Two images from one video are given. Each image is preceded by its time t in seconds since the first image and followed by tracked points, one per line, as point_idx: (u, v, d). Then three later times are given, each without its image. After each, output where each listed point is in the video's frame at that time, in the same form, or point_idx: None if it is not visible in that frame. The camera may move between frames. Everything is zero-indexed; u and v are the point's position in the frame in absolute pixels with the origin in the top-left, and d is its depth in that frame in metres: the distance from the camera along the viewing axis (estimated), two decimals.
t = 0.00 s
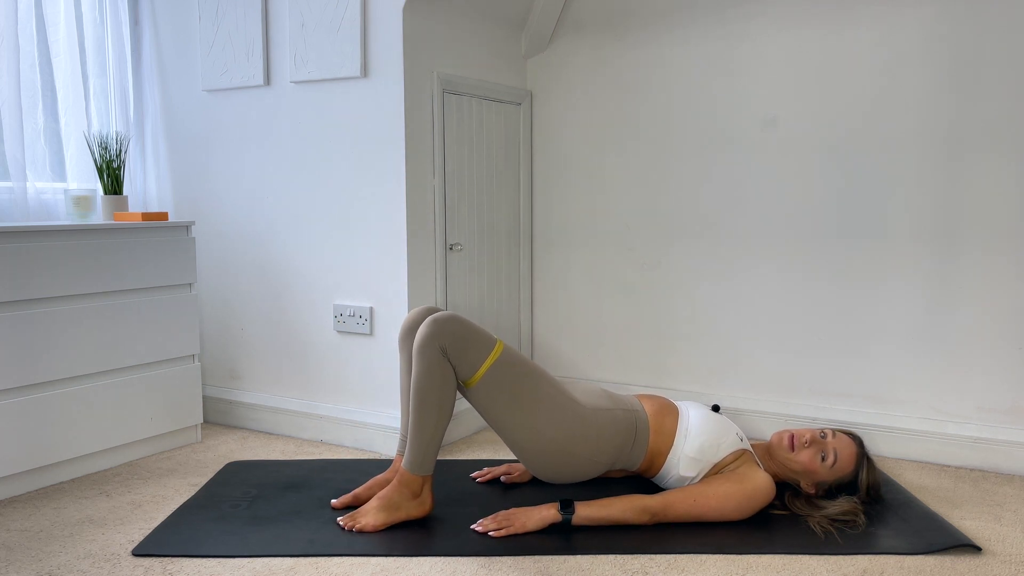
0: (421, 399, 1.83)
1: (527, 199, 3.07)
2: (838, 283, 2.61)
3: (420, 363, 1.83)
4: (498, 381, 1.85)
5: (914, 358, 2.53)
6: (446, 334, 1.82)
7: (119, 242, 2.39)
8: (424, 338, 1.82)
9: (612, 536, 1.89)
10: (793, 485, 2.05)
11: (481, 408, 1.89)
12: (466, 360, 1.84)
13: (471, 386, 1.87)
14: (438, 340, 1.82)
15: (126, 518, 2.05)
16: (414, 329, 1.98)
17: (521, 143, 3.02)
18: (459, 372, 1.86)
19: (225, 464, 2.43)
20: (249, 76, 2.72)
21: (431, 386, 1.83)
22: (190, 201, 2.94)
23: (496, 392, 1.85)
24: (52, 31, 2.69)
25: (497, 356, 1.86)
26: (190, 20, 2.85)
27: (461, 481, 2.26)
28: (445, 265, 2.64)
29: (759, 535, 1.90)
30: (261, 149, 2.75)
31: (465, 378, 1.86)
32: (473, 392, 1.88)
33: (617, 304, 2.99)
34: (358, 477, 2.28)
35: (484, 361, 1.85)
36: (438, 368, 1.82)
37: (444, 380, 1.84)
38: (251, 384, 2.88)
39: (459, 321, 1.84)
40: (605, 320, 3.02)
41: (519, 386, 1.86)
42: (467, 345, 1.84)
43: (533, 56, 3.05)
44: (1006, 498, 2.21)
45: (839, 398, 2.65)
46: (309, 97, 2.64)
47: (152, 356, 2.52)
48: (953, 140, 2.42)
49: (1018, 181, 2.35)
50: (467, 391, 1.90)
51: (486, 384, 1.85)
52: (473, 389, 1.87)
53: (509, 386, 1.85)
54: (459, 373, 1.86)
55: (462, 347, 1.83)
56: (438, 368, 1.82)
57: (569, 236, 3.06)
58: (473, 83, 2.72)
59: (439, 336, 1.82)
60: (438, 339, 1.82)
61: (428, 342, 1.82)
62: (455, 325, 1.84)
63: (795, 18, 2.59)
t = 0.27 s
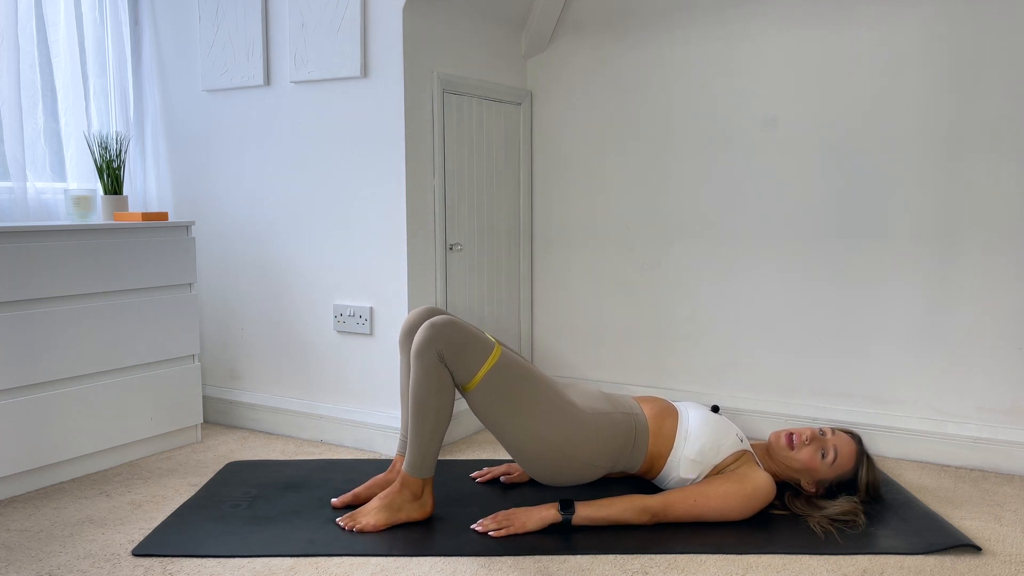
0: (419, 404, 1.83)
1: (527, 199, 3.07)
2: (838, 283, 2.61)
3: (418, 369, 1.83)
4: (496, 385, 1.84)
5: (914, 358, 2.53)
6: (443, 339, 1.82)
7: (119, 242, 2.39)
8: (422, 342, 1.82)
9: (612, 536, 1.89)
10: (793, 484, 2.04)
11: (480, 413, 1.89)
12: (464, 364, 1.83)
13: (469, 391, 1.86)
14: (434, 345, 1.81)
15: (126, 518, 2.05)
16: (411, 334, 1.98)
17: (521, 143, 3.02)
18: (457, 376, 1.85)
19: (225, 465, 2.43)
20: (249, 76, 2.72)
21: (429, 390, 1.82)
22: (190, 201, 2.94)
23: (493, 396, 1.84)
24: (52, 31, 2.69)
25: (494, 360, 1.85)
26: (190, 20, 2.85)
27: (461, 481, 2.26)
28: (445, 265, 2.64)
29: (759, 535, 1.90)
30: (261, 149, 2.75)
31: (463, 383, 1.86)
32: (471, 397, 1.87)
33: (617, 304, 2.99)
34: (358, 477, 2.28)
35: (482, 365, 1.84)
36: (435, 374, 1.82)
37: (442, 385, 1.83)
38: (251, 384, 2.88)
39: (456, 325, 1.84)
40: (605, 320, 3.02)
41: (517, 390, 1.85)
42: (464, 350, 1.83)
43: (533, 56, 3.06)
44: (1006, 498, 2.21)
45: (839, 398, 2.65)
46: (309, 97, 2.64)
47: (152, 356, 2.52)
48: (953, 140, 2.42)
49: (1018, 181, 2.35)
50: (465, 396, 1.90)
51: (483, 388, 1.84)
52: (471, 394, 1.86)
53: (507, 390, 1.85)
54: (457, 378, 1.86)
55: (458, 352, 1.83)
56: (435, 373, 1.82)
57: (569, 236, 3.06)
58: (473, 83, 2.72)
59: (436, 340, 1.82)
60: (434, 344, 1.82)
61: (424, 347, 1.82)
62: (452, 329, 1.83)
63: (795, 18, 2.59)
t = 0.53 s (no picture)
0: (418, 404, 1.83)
1: (527, 199, 3.07)
2: (838, 283, 2.61)
3: (416, 369, 1.83)
4: (494, 385, 1.84)
5: (914, 358, 2.53)
6: (441, 339, 1.82)
7: (119, 242, 2.39)
8: (420, 342, 1.82)
9: (612, 536, 1.89)
10: (798, 479, 2.02)
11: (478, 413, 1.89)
12: (462, 364, 1.83)
13: (467, 391, 1.86)
14: (432, 344, 1.82)
15: (126, 517, 2.05)
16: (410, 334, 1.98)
17: (521, 143, 3.02)
18: (455, 376, 1.85)
19: (225, 464, 2.43)
20: (249, 76, 2.72)
21: (427, 391, 1.83)
22: (190, 201, 2.94)
23: (491, 396, 1.84)
24: (52, 31, 2.69)
25: (492, 359, 1.84)
26: (190, 20, 2.85)
27: (461, 481, 2.26)
28: (445, 265, 2.64)
29: (759, 535, 1.90)
30: (261, 149, 2.75)
31: (461, 383, 1.86)
32: (469, 397, 1.87)
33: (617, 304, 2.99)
34: (358, 477, 2.28)
35: (480, 365, 1.84)
36: (433, 374, 1.82)
37: (440, 385, 1.83)
38: (251, 384, 2.88)
39: (454, 325, 1.83)
40: (605, 320, 3.02)
41: (515, 390, 1.85)
42: (462, 349, 1.83)
43: (533, 56, 3.05)
44: (1006, 498, 2.21)
45: (839, 398, 2.65)
46: (309, 97, 2.64)
47: (152, 356, 2.52)
48: (953, 140, 2.42)
49: (1017, 181, 2.35)
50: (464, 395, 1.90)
51: (481, 388, 1.84)
52: (470, 394, 1.86)
53: (505, 390, 1.84)
54: (455, 378, 1.85)
55: (456, 352, 1.83)
56: (433, 373, 1.82)
57: (569, 236, 3.06)
58: (473, 83, 2.72)
59: (434, 340, 1.82)
60: (432, 343, 1.82)
61: (422, 347, 1.82)
62: (450, 329, 1.83)
63: (795, 18, 2.59)
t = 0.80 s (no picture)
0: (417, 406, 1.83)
1: (527, 199, 3.07)
2: (838, 283, 2.61)
3: (415, 370, 1.83)
4: (493, 387, 1.84)
5: (914, 358, 2.53)
6: (441, 341, 1.82)
7: (119, 242, 2.39)
8: (419, 344, 1.82)
9: (612, 536, 1.89)
10: (800, 473, 2.03)
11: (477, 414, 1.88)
12: (461, 366, 1.83)
13: (466, 393, 1.86)
14: (432, 346, 1.81)
15: (126, 517, 2.05)
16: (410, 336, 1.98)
17: (521, 143, 3.02)
18: (454, 378, 1.85)
19: (225, 464, 2.43)
20: (249, 76, 2.72)
21: (427, 392, 1.83)
22: (190, 201, 2.94)
23: (490, 398, 1.84)
24: (52, 31, 2.69)
25: (491, 362, 1.84)
26: (190, 21, 2.85)
27: (461, 481, 2.26)
28: (445, 265, 2.64)
29: (759, 535, 1.90)
30: (261, 149, 2.75)
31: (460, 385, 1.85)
32: (468, 399, 1.87)
33: (617, 304, 2.99)
34: (358, 477, 2.28)
35: (479, 367, 1.83)
36: (433, 376, 1.82)
37: (440, 387, 1.83)
38: (251, 384, 2.88)
39: (453, 327, 1.83)
40: (604, 320, 3.02)
41: (514, 392, 1.85)
42: (462, 351, 1.83)
43: (533, 56, 3.05)
44: (1006, 498, 2.20)
45: (839, 398, 2.65)
46: (309, 97, 2.64)
47: (152, 356, 2.52)
48: (953, 140, 2.42)
49: (1017, 181, 2.35)
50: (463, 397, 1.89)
51: (481, 391, 1.84)
52: (469, 396, 1.86)
53: (504, 392, 1.84)
54: (455, 380, 1.85)
55: (456, 354, 1.82)
56: (433, 375, 1.82)
57: (569, 236, 3.06)
58: (473, 83, 2.72)
59: (433, 342, 1.81)
60: (432, 345, 1.81)
61: (421, 349, 1.82)
62: (449, 331, 1.82)
63: (795, 18, 2.59)
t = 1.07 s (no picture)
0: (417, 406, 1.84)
1: (527, 199, 3.07)
2: (838, 283, 2.61)
3: (415, 371, 1.83)
4: (492, 388, 1.84)
5: (914, 358, 2.53)
6: (440, 341, 1.82)
7: (119, 242, 2.39)
8: (418, 344, 1.82)
9: (612, 536, 1.89)
10: (800, 472, 2.04)
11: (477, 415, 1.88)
12: (460, 366, 1.83)
13: (465, 394, 1.86)
14: (431, 347, 1.81)
15: (126, 518, 2.05)
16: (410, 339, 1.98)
17: (521, 143, 3.02)
18: (453, 379, 1.85)
19: (225, 465, 2.43)
20: (250, 76, 2.72)
21: (426, 392, 1.83)
22: (190, 200, 2.94)
23: (490, 399, 1.84)
24: (52, 31, 2.69)
25: (491, 363, 1.84)
26: (190, 20, 2.85)
27: (461, 481, 2.26)
28: (445, 265, 2.64)
29: (759, 535, 1.90)
30: (261, 149, 2.75)
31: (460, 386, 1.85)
32: (467, 400, 1.87)
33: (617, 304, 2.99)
34: (358, 477, 2.28)
35: (478, 368, 1.83)
36: (432, 376, 1.82)
37: (439, 387, 1.83)
38: (250, 384, 2.88)
39: (453, 328, 1.83)
40: (605, 320, 3.02)
41: (513, 393, 1.85)
42: (461, 352, 1.82)
43: (533, 56, 3.05)
44: (1006, 498, 2.21)
45: (839, 398, 2.65)
46: (309, 97, 2.64)
47: (152, 356, 2.52)
48: (953, 140, 2.42)
49: (1017, 180, 2.35)
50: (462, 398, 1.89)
51: (480, 391, 1.84)
52: (468, 397, 1.86)
53: (503, 393, 1.84)
54: (455, 380, 1.85)
55: (455, 354, 1.82)
56: (433, 375, 1.82)
57: (569, 236, 3.06)
58: (473, 83, 2.72)
59: (433, 343, 1.81)
60: (431, 346, 1.81)
61: (421, 349, 1.82)
62: (449, 332, 1.83)
63: (795, 18, 2.59)
